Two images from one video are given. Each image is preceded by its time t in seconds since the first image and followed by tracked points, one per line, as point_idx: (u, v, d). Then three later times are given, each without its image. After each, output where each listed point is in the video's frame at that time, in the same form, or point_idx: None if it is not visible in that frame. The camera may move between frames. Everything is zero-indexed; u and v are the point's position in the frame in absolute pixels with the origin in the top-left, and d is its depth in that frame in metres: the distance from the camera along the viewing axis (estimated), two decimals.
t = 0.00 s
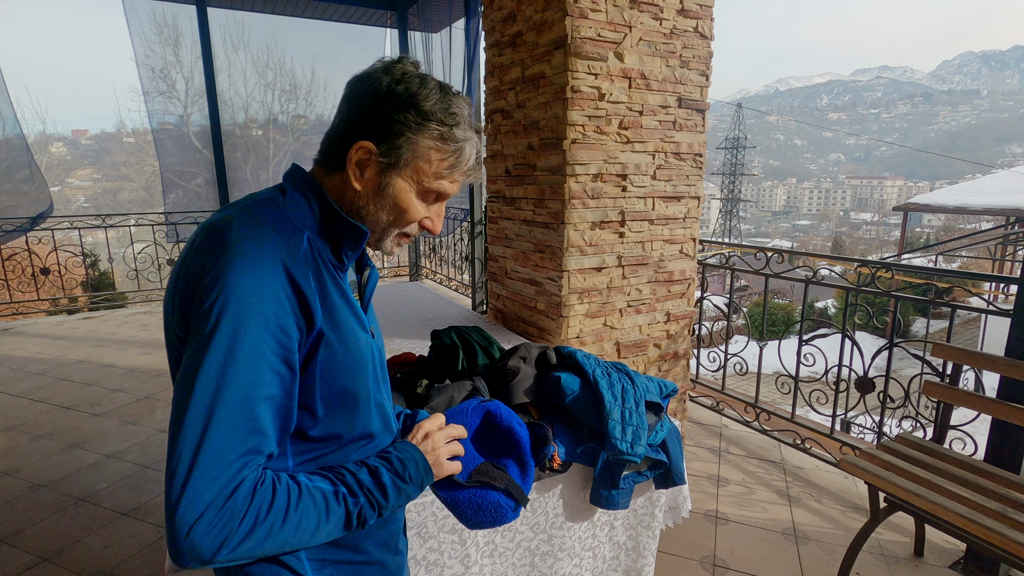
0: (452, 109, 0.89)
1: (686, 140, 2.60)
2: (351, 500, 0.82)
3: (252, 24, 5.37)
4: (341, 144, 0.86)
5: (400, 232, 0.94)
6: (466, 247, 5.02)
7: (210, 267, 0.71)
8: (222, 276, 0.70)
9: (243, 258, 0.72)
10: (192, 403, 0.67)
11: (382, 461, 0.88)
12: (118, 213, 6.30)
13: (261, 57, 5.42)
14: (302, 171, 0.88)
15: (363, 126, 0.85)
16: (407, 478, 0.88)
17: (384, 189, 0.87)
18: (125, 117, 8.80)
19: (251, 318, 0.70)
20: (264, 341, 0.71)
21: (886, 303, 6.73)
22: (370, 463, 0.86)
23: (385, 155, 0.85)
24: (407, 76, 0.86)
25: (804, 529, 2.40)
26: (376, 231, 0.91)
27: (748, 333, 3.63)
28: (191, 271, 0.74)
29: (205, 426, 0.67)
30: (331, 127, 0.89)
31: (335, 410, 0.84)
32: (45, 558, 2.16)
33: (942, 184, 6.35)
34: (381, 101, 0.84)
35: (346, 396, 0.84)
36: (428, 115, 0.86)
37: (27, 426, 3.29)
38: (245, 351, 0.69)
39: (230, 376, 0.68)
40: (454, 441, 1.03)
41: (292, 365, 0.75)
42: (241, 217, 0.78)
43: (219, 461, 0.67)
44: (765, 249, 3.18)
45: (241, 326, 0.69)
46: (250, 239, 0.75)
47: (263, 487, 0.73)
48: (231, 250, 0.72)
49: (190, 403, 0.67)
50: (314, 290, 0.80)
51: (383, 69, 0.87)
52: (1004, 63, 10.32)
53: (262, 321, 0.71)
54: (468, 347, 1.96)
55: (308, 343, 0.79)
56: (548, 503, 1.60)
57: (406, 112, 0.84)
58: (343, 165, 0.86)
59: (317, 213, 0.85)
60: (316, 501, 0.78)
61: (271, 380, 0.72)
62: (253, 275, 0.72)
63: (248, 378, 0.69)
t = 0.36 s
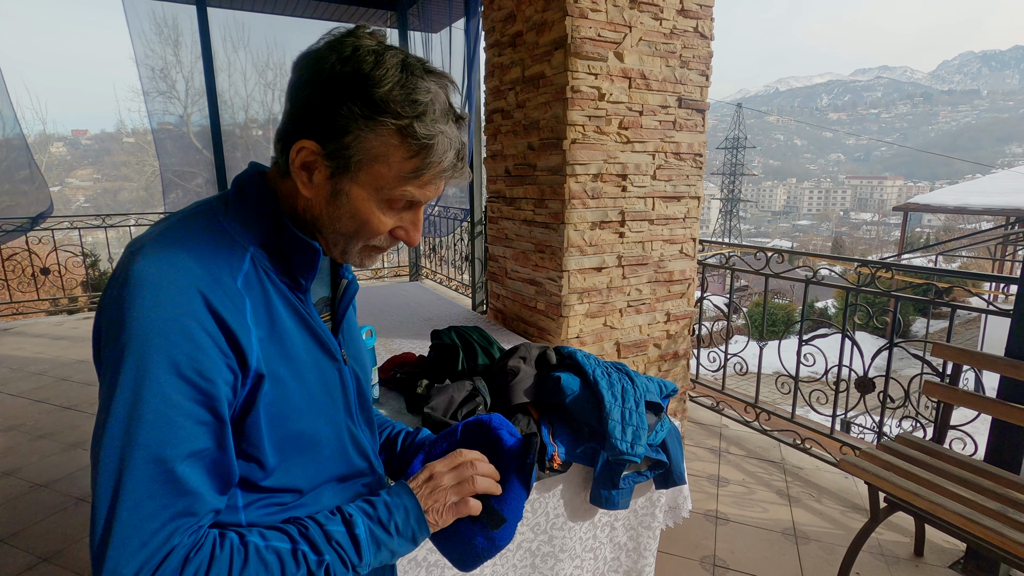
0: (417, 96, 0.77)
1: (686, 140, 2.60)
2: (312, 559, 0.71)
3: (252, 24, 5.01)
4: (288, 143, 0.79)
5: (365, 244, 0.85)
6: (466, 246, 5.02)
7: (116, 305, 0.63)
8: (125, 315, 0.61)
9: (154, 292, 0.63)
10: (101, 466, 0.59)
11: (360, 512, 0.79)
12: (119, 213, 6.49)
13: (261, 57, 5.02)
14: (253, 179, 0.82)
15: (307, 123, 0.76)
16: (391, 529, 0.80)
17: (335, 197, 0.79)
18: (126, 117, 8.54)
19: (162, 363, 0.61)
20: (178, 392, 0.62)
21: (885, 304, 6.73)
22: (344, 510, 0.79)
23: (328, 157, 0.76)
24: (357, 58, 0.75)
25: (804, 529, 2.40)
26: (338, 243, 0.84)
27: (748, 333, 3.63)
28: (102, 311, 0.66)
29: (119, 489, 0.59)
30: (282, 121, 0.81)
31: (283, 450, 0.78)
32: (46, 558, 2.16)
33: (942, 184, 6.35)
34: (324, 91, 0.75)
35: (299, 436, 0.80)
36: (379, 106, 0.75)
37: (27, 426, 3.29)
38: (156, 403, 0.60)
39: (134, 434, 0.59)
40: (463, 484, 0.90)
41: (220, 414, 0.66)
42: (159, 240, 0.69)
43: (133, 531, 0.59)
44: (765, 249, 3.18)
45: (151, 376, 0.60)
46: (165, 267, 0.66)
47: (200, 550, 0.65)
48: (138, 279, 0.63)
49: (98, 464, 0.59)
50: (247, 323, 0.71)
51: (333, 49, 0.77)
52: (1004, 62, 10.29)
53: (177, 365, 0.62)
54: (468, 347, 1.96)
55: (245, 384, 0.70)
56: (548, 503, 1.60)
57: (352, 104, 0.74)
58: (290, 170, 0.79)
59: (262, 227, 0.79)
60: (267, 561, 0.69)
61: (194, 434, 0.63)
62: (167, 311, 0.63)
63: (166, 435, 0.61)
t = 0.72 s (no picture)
0: (404, 77, 0.76)
1: (686, 140, 2.60)
2: None
3: (252, 25, 5.00)
4: (267, 137, 0.79)
5: (358, 249, 0.85)
6: (466, 246, 5.02)
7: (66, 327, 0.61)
8: (74, 339, 0.59)
9: (105, 314, 0.61)
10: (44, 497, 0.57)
11: (334, 546, 0.76)
12: (119, 213, 6.50)
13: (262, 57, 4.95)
14: (226, 183, 0.80)
15: (286, 114, 0.76)
16: (369, 567, 0.77)
17: (321, 197, 0.79)
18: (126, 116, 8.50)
19: (110, 391, 0.59)
20: (128, 423, 0.60)
21: (885, 304, 6.73)
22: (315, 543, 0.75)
23: (308, 151, 0.76)
24: (336, 39, 0.74)
25: (804, 529, 2.40)
26: (326, 248, 0.84)
27: (748, 333, 3.63)
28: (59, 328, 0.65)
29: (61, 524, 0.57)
30: (261, 114, 0.80)
31: (257, 481, 0.74)
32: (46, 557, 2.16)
33: (942, 184, 6.34)
34: (302, 78, 0.74)
35: (273, 467, 0.75)
36: (360, 93, 0.74)
37: (27, 426, 3.29)
38: (100, 433, 0.58)
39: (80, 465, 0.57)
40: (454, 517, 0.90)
41: (176, 445, 0.64)
42: (118, 250, 0.67)
43: (78, 563, 0.58)
44: (765, 249, 3.18)
45: (94, 407, 0.58)
46: (121, 285, 0.63)
47: None
48: (89, 300, 0.61)
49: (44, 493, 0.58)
50: (211, 348, 0.69)
51: (310, 31, 0.75)
52: (1004, 63, 10.28)
53: (127, 394, 0.60)
54: (468, 347, 1.96)
55: (209, 412, 0.68)
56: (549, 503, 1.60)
57: (332, 89, 0.74)
58: (271, 170, 0.79)
59: (232, 234, 0.78)
60: None
61: (146, 468, 0.61)
62: (118, 338, 0.61)
63: (111, 469, 0.59)
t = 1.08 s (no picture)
0: (411, 74, 0.76)
1: (686, 140, 2.60)
2: None
3: (252, 24, 4.95)
4: (283, 137, 0.80)
5: (367, 247, 0.84)
6: (466, 247, 5.02)
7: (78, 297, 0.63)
8: (82, 309, 0.61)
9: (111, 288, 0.62)
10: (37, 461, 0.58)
11: (323, 535, 0.73)
12: (119, 213, 6.50)
13: (261, 57, 4.93)
14: (249, 183, 0.82)
15: (299, 113, 0.77)
16: (356, 558, 0.74)
17: (329, 193, 0.78)
18: (126, 117, 8.39)
19: (109, 361, 0.60)
20: (122, 394, 0.60)
21: (885, 304, 6.73)
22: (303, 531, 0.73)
23: (317, 146, 0.76)
24: (348, 39, 0.75)
25: (804, 529, 2.40)
26: (335, 245, 0.83)
27: (748, 333, 3.63)
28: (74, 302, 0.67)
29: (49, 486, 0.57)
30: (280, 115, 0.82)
31: (251, 472, 0.73)
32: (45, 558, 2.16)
33: (942, 184, 6.34)
34: (314, 76, 0.75)
35: (268, 458, 0.74)
36: (367, 87, 0.74)
37: (27, 426, 3.29)
38: (95, 400, 0.59)
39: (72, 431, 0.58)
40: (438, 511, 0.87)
41: (169, 423, 0.64)
42: (136, 236, 0.69)
43: (58, 529, 0.58)
44: (765, 249, 3.18)
45: (91, 374, 0.59)
46: (130, 264, 0.65)
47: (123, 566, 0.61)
48: (99, 274, 0.62)
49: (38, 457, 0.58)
50: (212, 332, 0.69)
51: (325, 33, 0.77)
52: (1004, 63, 10.27)
53: (125, 365, 0.61)
54: (468, 347, 1.96)
55: (204, 395, 0.68)
56: (548, 502, 1.61)
57: (340, 86, 0.74)
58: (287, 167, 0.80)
59: (245, 230, 0.78)
60: None
61: (136, 441, 0.61)
62: (123, 309, 0.62)
63: (101, 437, 0.59)
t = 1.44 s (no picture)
0: (415, 68, 0.76)
1: (686, 140, 2.60)
2: None
3: (252, 24, 4.97)
4: (288, 136, 0.80)
5: (378, 240, 0.83)
6: (466, 247, 5.02)
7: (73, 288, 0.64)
8: (77, 299, 0.61)
9: (106, 277, 0.62)
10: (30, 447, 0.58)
11: (311, 525, 0.72)
12: (119, 213, 6.49)
13: (261, 57, 4.96)
14: (250, 182, 0.83)
15: (306, 112, 0.76)
16: (344, 549, 0.73)
17: (340, 189, 0.78)
18: (126, 117, 8.41)
19: (100, 350, 0.60)
20: (113, 383, 0.60)
21: (885, 304, 6.72)
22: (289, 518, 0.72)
23: (328, 143, 0.76)
24: (350, 36, 0.75)
25: (804, 529, 2.40)
26: (345, 241, 0.83)
27: (748, 333, 3.63)
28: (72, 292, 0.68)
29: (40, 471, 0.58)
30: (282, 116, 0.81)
31: (242, 466, 0.73)
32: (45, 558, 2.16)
33: (942, 184, 6.33)
34: (319, 74, 0.75)
35: (258, 453, 0.73)
36: (376, 81, 0.74)
37: (27, 426, 3.29)
38: (85, 388, 0.59)
39: (62, 418, 0.58)
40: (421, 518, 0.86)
41: (159, 414, 0.64)
42: (133, 230, 0.69)
43: (48, 514, 0.58)
44: (765, 249, 3.18)
45: (82, 362, 0.59)
46: (125, 255, 0.65)
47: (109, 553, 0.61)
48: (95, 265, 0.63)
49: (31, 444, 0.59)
50: (203, 325, 0.69)
51: (325, 30, 0.77)
52: (1004, 62, 10.25)
53: (116, 355, 0.61)
54: (468, 347, 1.96)
55: (194, 388, 0.68)
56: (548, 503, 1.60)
57: (347, 82, 0.74)
58: (294, 167, 0.79)
59: (243, 227, 0.78)
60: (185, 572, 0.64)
61: (124, 431, 0.61)
62: (117, 299, 0.62)
63: (89, 426, 0.59)
